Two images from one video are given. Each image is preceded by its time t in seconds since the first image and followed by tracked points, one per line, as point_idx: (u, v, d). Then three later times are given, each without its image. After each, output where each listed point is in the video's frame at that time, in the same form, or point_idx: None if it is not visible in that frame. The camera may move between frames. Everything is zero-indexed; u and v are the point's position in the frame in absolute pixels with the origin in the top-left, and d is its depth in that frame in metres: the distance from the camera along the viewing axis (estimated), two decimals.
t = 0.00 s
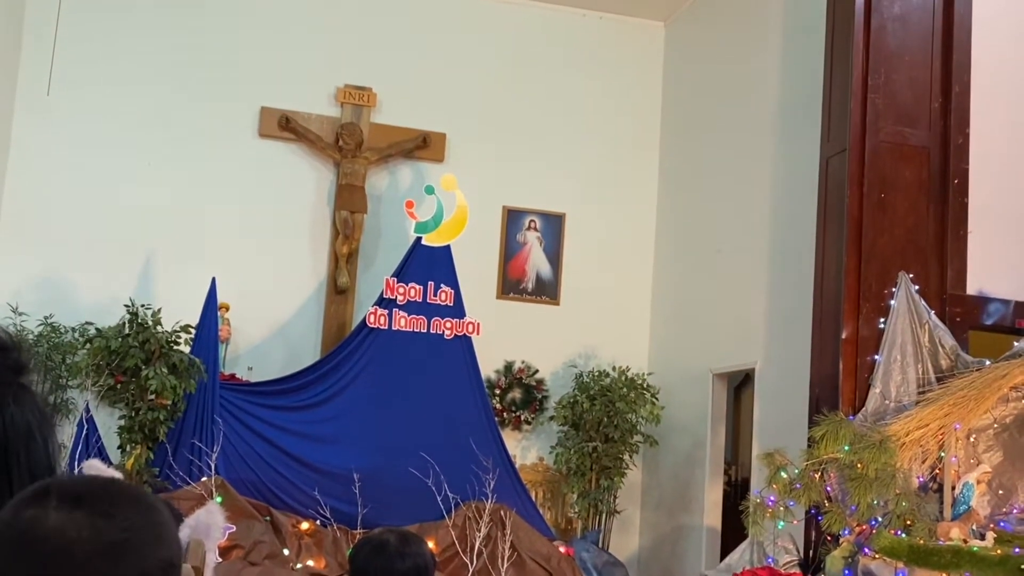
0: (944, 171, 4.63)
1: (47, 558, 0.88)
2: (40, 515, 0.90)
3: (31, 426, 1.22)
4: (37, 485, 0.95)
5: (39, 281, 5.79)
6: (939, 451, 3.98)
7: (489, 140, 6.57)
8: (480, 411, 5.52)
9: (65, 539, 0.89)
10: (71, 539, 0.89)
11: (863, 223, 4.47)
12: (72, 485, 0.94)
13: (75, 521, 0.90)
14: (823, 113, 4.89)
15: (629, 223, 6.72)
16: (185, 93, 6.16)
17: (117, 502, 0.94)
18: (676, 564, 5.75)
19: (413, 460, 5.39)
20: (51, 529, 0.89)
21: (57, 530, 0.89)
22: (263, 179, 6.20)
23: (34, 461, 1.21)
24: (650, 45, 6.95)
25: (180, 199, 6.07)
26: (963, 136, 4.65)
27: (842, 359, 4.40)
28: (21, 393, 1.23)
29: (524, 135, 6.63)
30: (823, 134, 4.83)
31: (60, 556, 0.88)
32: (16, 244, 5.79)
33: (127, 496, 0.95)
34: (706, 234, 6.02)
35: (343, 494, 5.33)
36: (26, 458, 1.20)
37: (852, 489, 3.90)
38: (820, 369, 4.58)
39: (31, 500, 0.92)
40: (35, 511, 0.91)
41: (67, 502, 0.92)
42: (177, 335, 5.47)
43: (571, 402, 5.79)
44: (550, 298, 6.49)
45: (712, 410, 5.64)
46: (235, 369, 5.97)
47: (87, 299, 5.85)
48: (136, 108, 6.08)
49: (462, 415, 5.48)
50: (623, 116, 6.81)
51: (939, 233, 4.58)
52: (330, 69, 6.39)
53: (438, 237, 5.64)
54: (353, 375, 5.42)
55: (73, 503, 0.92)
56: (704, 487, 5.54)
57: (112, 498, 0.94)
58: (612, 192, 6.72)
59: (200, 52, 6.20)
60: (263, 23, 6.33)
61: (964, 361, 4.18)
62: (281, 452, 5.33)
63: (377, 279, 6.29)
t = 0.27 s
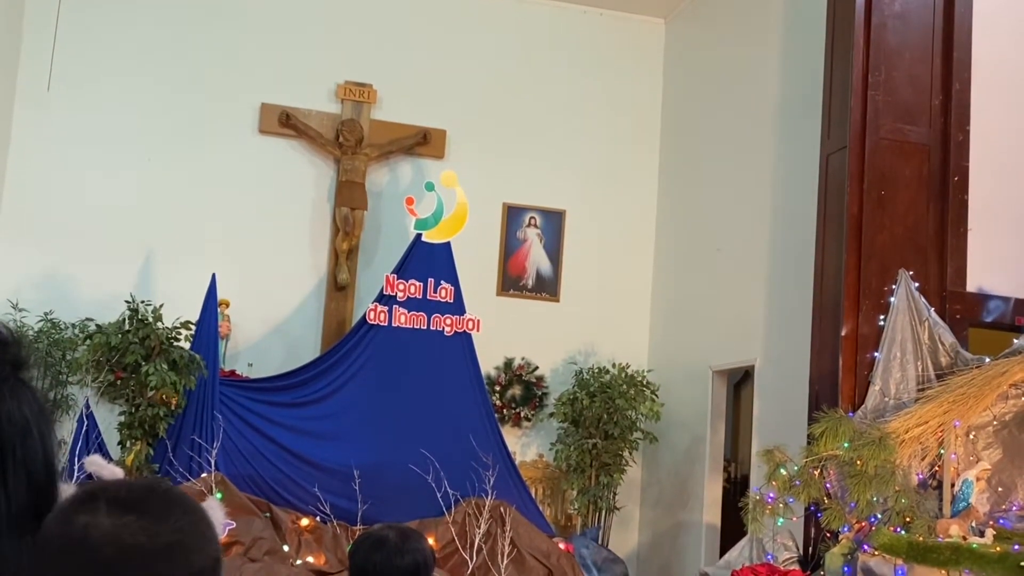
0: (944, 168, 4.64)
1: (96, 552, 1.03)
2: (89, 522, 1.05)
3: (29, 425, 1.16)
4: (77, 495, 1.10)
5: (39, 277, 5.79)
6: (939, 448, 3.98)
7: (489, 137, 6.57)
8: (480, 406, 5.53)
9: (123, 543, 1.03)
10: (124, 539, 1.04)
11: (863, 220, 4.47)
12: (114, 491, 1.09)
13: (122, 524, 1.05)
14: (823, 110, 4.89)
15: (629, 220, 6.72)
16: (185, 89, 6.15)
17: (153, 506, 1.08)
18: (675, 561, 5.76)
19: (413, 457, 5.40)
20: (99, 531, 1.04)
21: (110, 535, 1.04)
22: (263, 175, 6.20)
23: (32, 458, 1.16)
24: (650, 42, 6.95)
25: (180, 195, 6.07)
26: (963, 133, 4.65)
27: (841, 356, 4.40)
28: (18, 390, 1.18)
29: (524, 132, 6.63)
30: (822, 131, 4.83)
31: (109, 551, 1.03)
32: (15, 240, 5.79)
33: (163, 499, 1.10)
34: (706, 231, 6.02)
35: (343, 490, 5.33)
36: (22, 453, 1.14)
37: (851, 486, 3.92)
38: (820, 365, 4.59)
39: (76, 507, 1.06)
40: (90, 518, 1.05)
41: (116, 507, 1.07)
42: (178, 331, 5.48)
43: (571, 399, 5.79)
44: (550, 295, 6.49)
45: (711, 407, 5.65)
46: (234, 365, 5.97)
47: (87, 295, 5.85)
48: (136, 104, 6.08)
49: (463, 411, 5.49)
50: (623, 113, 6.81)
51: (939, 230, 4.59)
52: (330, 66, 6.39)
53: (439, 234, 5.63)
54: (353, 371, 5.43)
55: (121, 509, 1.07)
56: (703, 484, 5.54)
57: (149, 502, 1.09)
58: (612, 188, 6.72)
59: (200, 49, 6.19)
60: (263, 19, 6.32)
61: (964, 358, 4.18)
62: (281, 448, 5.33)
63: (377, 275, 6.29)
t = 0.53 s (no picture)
0: (945, 164, 4.63)
1: (176, 536, 1.07)
2: (168, 510, 1.09)
3: (28, 420, 1.11)
4: (150, 487, 1.14)
5: (39, 273, 5.79)
6: (939, 445, 3.98)
7: (490, 133, 6.56)
8: (481, 403, 5.53)
9: (203, 528, 1.07)
10: (202, 522, 1.08)
11: (865, 216, 4.46)
12: (187, 479, 1.14)
13: (200, 508, 1.09)
14: (824, 106, 4.88)
15: (630, 216, 6.72)
16: (185, 85, 6.15)
17: (231, 492, 1.12)
18: (675, 557, 5.77)
19: (414, 453, 5.39)
20: (178, 517, 1.08)
21: (190, 521, 1.08)
22: (264, 171, 6.19)
23: (35, 456, 1.11)
24: (652, 38, 6.94)
25: (180, 192, 6.06)
26: (965, 130, 4.65)
27: (842, 352, 4.40)
28: (19, 385, 1.13)
29: (525, 128, 6.62)
30: (824, 128, 4.82)
31: (187, 534, 1.07)
32: (16, 236, 5.79)
33: (231, 484, 1.14)
34: (707, 228, 6.02)
35: (343, 486, 5.34)
36: (23, 450, 1.10)
37: (852, 482, 3.91)
38: (820, 362, 4.59)
39: (154, 495, 1.10)
40: (170, 506, 1.09)
41: (192, 492, 1.11)
42: (178, 327, 5.49)
43: (571, 395, 5.79)
44: (550, 291, 6.48)
45: (712, 403, 5.65)
46: (235, 361, 5.97)
47: (88, 291, 5.85)
48: (137, 100, 6.07)
49: (463, 408, 5.49)
50: (624, 109, 6.80)
51: (940, 227, 4.58)
52: (331, 62, 6.38)
53: (439, 230, 5.62)
54: (354, 367, 5.43)
55: (201, 495, 1.11)
56: (704, 480, 5.55)
57: (221, 487, 1.13)
58: (612, 185, 6.71)
59: (201, 45, 6.19)
60: (264, 15, 6.32)
61: (964, 356, 4.17)
62: (282, 444, 5.35)
63: (378, 272, 6.29)
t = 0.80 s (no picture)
0: (948, 161, 4.61)
1: (248, 535, 1.00)
2: (240, 508, 1.02)
3: (30, 416, 1.07)
4: (221, 487, 1.06)
5: (41, 269, 5.79)
6: (941, 441, 3.96)
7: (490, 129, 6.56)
8: (482, 399, 5.53)
9: (277, 524, 1.01)
10: (275, 522, 1.01)
11: (866, 213, 4.46)
12: (258, 479, 1.06)
13: (271, 507, 1.02)
14: (826, 102, 4.87)
15: (631, 213, 6.71)
16: (187, 81, 6.14)
17: (304, 491, 1.06)
18: (676, 553, 5.78)
19: (415, 449, 5.39)
20: (249, 515, 1.01)
21: (262, 519, 1.01)
22: (265, 167, 6.19)
23: (37, 451, 1.07)
24: (653, 34, 6.93)
25: (182, 187, 6.06)
26: (967, 126, 4.64)
27: (843, 349, 4.40)
28: (21, 379, 1.09)
29: (527, 124, 6.62)
30: (826, 124, 4.81)
31: (257, 535, 1.00)
32: (17, 232, 5.79)
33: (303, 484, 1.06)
34: (708, 224, 6.01)
35: (344, 482, 5.35)
36: (25, 445, 1.06)
37: (853, 479, 3.90)
38: (822, 358, 4.58)
39: (226, 494, 1.04)
40: (242, 503, 1.02)
41: (264, 491, 1.04)
42: (179, 323, 5.50)
43: (572, 392, 5.79)
44: (551, 287, 6.48)
45: (713, 400, 5.65)
46: (237, 357, 5.97)
47: (89, 287, 5.85)
48: (139, 95, 6.07)
49: (464, 404, 5.48)
50: (625, 106, 6.79)
51: (942, 223, 4.57)
52: (332, 58, 6.38)
53: (441, 227, 5.63)
54: (356, 363, 5.43)
55: (275, 492, 1.04)
56: (705, 476, 5.55)
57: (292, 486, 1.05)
58: (614, 181, 6.71)
59: (203, 40, 6.18)
60: (265, 10, 6.31)
61: (966, 351, 4.18)
62: (284, 440, 5.38)
63: (379, 268, 6.29)
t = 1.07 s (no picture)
0: (951, 157, 4.61)
1: (294, 537, 0.99)
2: (288, 509, 1.01)
3: (32, 411, 0.96)
4: (270, 487, 1.05)
5: (43, 265, 5.79)
6: (943, 437, 3.97)
7: (492, 125, 6.55)
8: (483, 395, 5.52)
9: (324, 525, 0.99)
10: (324, 525, 0.99)
11: (869, 209, 4.45)
12: (307, 480, 1.05)
13: (320, 509, 1.01)
14: (829, 98, 4.86)
15: (633, 209, 6.71)
16: (188, 77, 6.14)
17: (354, 494, 1.04)
18: (679, 549, 5.78)
19: (417, 446, 5.39)
20: (298, 517, 1.00)
21: (310, 520, 1.00)
22: (267, 163, 6.19)
23: (39, 446, 0.95)
24: (655, 29, 6.91)
25: (184, 183, 6.06)
26: (970, 122, 4.63)
27: (846, 345, 4.40)
28: (23, 374, 0.97)
29: (529, 121, 6.61)
30: (829, 120, 4.81)
31: (304, 538, 0.99)
32: (19, 228, 5.79)
33: (352, 487, 1.05)
34: (711, 220, 6.01)
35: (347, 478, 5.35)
36: (25, 440, 0.95)
37: (854, 475, 3.91)
38: (825, 355, 4.58)
39: (274, 494, 1.03)
40: (290, 504, 1.01)
41: (313, 492, 1.03)
42: (182, 319, 5.49)
43: (574, 388, 5.79)
44: (554, 284, 6.48)
45: (715, 396, 5.64)
46: (239, 354, 5.98)
47: (92, 283, 5.86)
48: (141, 92, 6.07)
49: (467, 400, 5.48)
50: (627, 102, 6.79)
51: (945, 219, 4.56)
52: (334, 53, 6.37)
53: (443, 223, 5.63)
54: (358, 360, 5.43)
55: (324, 494, 1.03)
56: (707, 472, 5.55)
57: (341, 488, 1.04)
58: (616, 177, 6.70)
59: (204, 36, 6.18)
60: (267, 6, 6.30)
61: (969, 348, 4.18)
62: (287, 437, 5.38)
63: (381, 264, 6.29)
